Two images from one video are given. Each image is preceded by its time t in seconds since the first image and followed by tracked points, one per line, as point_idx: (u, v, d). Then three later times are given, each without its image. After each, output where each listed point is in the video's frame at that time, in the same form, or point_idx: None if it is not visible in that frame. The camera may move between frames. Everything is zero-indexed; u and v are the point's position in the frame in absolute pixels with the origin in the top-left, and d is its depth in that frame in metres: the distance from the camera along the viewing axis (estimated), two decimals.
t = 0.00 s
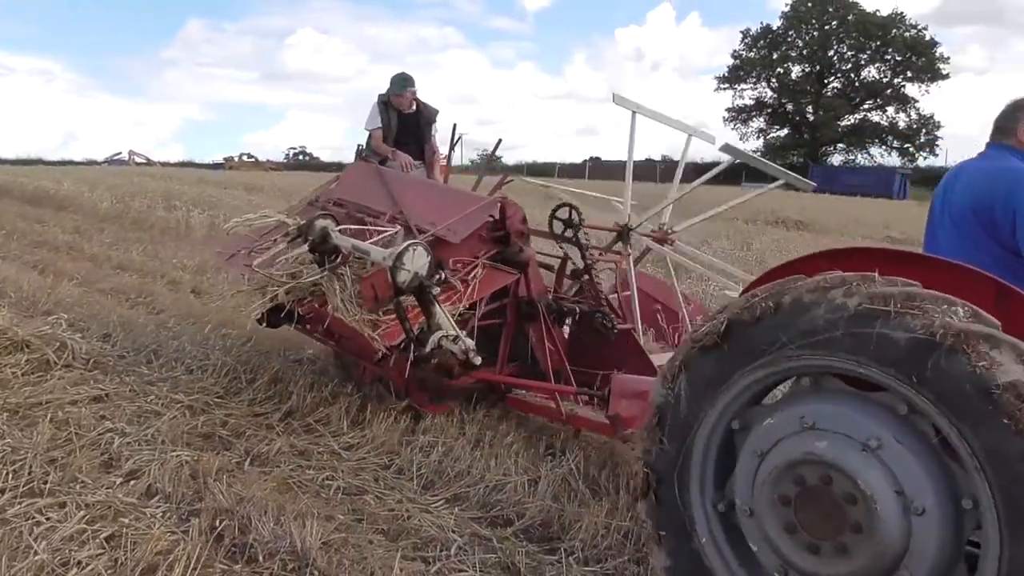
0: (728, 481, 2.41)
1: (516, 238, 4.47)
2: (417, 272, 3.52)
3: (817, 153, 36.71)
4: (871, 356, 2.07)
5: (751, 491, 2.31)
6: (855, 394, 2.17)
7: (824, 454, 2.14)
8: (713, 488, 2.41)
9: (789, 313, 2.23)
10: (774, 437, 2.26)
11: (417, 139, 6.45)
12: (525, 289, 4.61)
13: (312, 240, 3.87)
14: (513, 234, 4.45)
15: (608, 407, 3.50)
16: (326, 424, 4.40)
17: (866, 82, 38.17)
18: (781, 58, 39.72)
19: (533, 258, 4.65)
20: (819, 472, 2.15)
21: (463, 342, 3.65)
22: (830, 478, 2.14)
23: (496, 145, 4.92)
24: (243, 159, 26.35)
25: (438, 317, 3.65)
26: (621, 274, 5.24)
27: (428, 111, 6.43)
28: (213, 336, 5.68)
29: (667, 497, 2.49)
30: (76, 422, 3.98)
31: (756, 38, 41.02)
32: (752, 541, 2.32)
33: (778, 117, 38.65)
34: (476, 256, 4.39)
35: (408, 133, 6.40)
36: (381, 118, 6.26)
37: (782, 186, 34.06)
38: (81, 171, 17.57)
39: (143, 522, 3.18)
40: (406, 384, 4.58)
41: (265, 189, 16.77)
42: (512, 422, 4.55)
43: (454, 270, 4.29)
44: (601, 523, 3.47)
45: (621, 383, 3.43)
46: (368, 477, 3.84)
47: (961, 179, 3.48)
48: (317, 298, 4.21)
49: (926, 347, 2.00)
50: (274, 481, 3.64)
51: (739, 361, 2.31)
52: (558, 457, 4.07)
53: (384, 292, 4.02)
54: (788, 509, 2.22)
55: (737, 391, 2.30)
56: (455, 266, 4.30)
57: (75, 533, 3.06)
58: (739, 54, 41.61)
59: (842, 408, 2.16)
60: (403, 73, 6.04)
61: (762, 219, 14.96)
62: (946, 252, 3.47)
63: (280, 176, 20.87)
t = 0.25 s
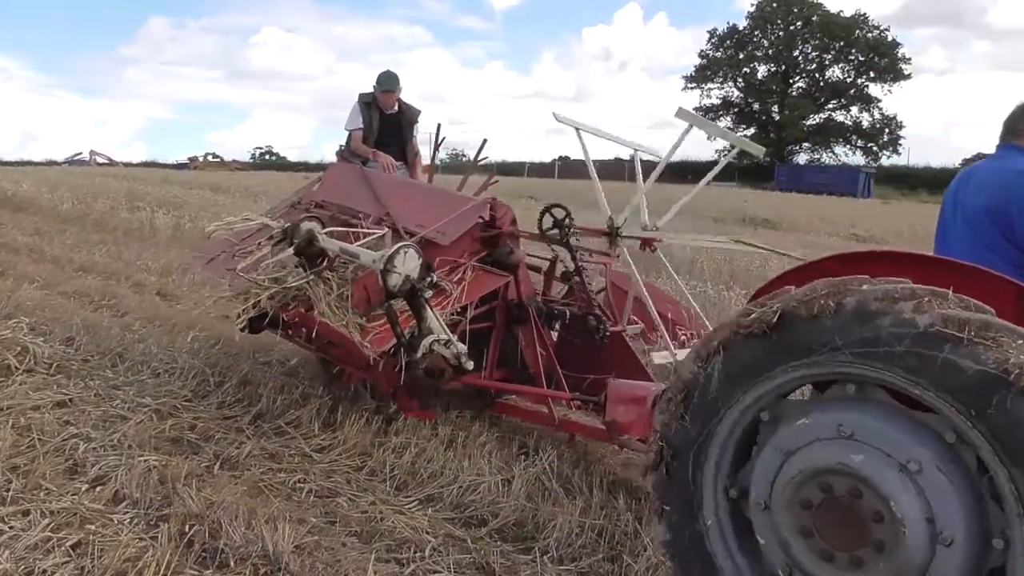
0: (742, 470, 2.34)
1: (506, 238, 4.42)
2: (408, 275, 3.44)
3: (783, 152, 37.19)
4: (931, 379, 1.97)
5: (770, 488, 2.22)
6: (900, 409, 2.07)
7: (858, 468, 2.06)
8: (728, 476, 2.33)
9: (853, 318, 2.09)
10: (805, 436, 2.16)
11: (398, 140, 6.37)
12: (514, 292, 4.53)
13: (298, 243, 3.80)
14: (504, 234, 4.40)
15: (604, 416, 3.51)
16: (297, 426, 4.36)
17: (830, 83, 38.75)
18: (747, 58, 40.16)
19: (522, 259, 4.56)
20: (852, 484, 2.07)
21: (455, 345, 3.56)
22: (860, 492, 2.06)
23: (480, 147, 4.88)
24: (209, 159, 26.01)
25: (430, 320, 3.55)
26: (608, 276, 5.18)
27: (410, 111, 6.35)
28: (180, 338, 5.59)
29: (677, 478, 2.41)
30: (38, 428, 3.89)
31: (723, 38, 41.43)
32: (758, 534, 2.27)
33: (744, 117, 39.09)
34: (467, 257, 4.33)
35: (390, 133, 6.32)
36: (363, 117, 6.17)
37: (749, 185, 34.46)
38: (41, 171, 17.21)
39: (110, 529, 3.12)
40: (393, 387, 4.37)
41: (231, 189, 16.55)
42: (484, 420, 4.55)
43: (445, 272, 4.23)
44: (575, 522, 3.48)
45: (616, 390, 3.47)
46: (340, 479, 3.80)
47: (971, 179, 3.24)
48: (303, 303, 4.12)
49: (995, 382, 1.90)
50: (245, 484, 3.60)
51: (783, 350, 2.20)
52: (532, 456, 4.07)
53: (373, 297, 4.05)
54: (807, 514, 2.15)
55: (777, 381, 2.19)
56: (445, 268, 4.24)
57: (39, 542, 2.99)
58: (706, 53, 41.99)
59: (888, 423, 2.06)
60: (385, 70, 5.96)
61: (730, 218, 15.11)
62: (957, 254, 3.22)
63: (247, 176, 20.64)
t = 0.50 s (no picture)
0: (768, 454, 2.37)
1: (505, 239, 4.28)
2: (409, 278, 3.37)
3: (754, 149, 37.54)
4: (992, 402, 1.97)
5: (799, 478, 2.26)
6: (950, 423, 2.08)
7: (899, 477, 2.09)
8: (752, 458, 2.37)
9: (925, 324, 2.07)
10: (847, 434, 2.18)
11: (388, 139, 6.30)
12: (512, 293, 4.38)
13: (292, 244, 3.72)
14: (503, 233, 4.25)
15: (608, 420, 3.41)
16: (275, 426, 4.31)
17: (801, 80, 39.17)
18: (719, 56, 40.46)
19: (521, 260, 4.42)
20: (890, 492, 2.10)
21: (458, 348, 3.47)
22: (898, 500, 2.09)
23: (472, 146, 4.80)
24: (179, 158, 25.67)
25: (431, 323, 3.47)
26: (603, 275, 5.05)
27: (398, 108, 6.29)
28: (153, 340, 5.51)
29: (699, 453, 2.45)
30: (9, 432, 3.81)
31: (695, 36, 41.70)
32: (776, 519, 2.32)
33: (716, 114, 39.39)
34: (465, 258, 4.19)
35: (380, 132, 6.24)
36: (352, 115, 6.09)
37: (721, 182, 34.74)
38: (3, 171, 16.83)
39: (85, 533, 3.07)
40: (388, 390, 4.27)
41: (201, 188, 16.35)
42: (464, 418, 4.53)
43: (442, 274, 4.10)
44: (556, 518, 3.48)
45: (619, 392, 3.38)
46: (320, 479, 3.77)
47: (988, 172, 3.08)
48: (296, 305, 4.01)
49: None
50: (223, 485, 3.56)
51: (841, 345, 2.18)
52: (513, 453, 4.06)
53: (369, 302, 3.90)
54: (835, 511, 2.20)
55: (828, 376, 2.19)
56: (442, 270, 4.12)
57: (12, 547, 2.93)
58: (678, 51, 42.23)
59: (934, 436, 2.07)
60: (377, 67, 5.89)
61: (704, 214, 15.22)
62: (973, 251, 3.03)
63: (219, 175, 20.41)
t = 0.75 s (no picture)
0: (808, 437, 2.37)
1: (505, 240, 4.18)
2: (412, 280, 3.28)
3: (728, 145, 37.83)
4: None
5: (841, 471, 2.27)
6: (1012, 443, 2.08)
7: (953, 491, 2.11)
8: (793, 438, 2.36)
9: (1016, 342, 2.02)
10: (904, 438, 2.18)
11: (380, 138, 6.19)
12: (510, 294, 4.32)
13: (291, 246, 3.61)
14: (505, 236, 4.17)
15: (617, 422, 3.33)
16: (255, 427, 4.27)
17: (773, 76, 39.53)
18: (692, 52, 40.71)
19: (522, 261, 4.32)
20: (940, 504, 2.12)
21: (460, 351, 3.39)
22: (945, 511, 2.12)
23: (469, 142, 4.69)
24: (151, 157, 25.34)
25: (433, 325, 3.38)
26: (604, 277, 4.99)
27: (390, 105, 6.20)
28: (128, 341, 5.43)
29: (738, 427, 2.43)
30: None
31: (669, 32, 41.91)
32: (806, 503, 2.35)
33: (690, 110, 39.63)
34: (466, 258, 4.09)
35: (373, 129, 6.14)
36: (344, 113, 5.97)
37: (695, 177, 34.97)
38: None
39: (63, 538, 3.02)
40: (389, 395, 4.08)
41: (174, 188, 16.15)
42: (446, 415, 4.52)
43: (443, 275, 4.00)
44: (540, 513, 3.48)
45: (629, 393, 3.30)
46: (302, 479, 3.74)
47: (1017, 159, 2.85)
48: (292, 309, 3.86)
49: None
50: (203, 487, 3.52)
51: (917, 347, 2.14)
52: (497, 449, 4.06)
53: (371, 303, 3.70)
54: (874, 512, 2.23)
55: (896, 376, 2.16)
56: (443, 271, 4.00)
57: None
58: (652, 48, 42.42)
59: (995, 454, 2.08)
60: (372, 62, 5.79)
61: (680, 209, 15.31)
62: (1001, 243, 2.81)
63: (191, 175, 20.18)
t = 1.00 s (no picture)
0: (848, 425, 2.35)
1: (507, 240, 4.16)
2: (418, 281, 3.21)
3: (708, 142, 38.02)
4: None
5: (883, 467, 2.27)
6: None
7: (1001, 508, 2.12)
8: (837, 424, 2.34)
9: None
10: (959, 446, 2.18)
11: (377, 138, 6.15)
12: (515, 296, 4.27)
13: (291, 247, 3.54)
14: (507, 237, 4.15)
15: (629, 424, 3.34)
16: (239, 429, 4.23)
17: (752, 73, 39.77)
18: (672, 50, 40.87)
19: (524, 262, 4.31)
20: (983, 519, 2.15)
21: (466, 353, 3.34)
22: (986, 525, 2.15)
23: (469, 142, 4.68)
24: (128, 159, 25.07)
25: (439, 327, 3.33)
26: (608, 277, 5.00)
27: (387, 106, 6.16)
28: (108, 345, 5.37)
29: (779, 406, 2.38)
30: None
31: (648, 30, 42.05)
32: (837, 493, 2.35)
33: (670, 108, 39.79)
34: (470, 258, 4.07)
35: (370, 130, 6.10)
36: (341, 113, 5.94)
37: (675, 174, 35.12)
38: None
39: (45, 544, 2.97)
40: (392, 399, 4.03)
41: (152, 190, 15.99)
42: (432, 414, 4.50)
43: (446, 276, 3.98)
44: (527, 511, 3.48)
45: (640, 394, 3.30)
46: (287, 481, 3.71)
47: None
48: (293, 313, 3.78)
49: None
50: (187, 490, 3.48)
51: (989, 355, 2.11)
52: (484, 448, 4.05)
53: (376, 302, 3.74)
54: (911, 514, 2.24)
55: (962, 382, 2.14)
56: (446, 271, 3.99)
57: None
58: (632, 46, 42.54)
59: None
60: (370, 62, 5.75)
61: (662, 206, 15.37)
62: None
63: (168, 177, 19.92)
